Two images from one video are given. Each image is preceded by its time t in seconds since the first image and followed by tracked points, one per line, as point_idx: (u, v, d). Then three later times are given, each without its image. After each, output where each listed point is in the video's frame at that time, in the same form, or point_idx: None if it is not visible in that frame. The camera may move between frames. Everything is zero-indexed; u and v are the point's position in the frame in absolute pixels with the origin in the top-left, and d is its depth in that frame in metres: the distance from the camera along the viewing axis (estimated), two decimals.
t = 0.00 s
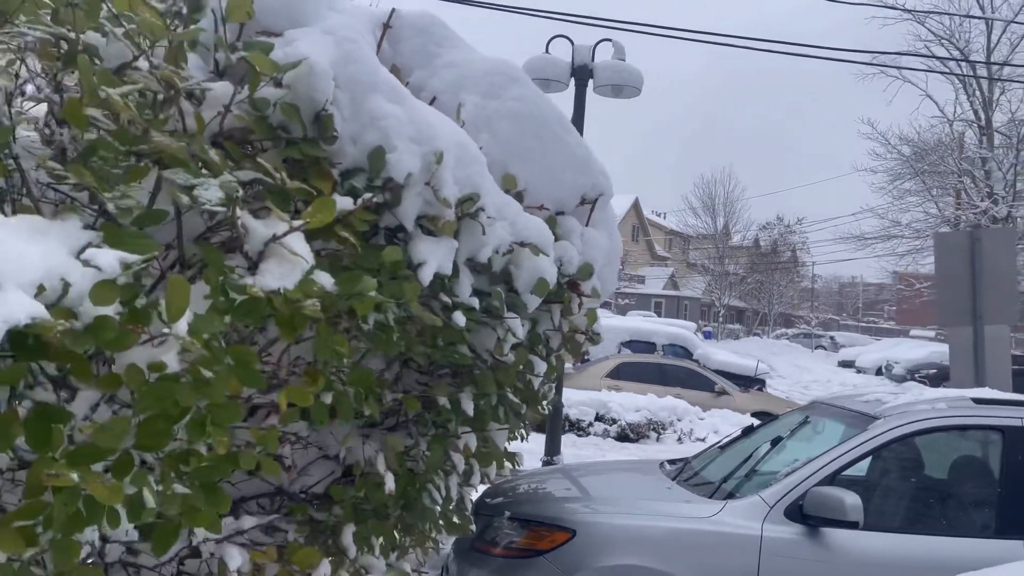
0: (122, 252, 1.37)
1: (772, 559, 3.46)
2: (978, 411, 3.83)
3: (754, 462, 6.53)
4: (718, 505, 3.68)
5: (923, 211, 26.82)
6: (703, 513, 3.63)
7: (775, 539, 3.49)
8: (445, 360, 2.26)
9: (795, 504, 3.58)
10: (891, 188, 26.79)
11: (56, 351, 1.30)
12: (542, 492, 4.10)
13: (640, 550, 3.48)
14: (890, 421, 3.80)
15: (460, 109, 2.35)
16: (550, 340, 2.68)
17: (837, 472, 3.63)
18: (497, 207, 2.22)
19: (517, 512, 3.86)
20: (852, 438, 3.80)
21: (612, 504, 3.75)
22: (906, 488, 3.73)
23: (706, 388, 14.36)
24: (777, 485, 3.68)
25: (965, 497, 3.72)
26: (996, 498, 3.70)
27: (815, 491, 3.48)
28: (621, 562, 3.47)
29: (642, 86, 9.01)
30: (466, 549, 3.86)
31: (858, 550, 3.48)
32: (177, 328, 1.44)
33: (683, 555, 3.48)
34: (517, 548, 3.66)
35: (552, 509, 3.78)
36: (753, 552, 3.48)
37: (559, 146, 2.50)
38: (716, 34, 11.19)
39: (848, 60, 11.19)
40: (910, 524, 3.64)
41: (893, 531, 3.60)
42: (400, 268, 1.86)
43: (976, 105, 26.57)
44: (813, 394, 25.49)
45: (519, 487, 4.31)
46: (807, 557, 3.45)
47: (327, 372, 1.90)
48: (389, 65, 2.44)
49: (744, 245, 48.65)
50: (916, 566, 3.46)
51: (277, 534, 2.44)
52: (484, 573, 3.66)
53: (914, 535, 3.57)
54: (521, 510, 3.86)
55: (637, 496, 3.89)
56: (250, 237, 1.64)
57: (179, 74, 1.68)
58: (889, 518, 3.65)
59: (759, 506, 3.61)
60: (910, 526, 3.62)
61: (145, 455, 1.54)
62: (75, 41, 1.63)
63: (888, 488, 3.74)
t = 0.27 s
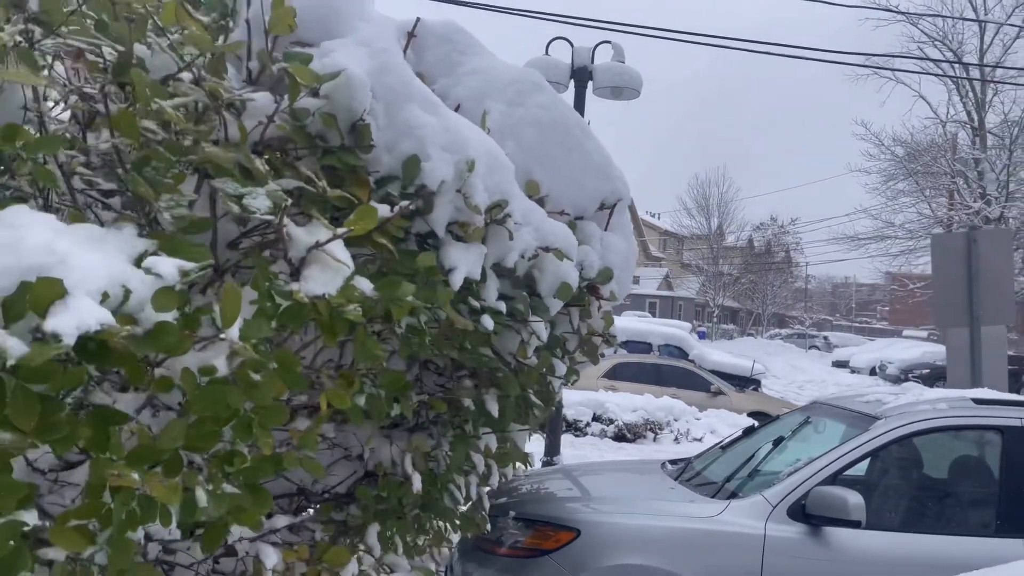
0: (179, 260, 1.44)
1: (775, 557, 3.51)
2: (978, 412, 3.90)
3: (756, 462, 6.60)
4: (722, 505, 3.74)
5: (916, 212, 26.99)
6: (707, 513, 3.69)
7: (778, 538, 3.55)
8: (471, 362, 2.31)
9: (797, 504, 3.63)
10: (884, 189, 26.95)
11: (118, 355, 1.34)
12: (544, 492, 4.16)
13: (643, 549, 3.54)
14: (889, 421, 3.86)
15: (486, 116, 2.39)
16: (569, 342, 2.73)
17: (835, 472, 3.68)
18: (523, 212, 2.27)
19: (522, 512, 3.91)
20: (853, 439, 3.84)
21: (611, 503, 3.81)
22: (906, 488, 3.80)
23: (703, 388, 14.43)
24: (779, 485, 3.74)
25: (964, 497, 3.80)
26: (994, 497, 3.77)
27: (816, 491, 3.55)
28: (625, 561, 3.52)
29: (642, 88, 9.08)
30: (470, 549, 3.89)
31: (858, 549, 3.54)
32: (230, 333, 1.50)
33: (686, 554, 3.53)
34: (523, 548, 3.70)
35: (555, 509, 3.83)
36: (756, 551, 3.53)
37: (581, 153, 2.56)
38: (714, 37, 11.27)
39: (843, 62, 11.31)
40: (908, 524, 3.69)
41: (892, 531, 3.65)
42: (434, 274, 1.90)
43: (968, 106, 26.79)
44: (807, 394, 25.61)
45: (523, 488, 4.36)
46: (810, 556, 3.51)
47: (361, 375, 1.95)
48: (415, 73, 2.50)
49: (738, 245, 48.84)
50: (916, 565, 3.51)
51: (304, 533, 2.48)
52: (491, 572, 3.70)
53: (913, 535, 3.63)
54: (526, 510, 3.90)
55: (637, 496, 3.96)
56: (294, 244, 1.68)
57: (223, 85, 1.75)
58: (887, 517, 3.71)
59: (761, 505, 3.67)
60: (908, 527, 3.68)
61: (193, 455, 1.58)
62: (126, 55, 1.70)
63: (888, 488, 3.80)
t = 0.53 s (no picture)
0: (197, 258, 1.47)
1: (770, 554, 3.56)
2: (972, 411, 3.95)
3: (750, 461, 6.65)
4: (717, 503, 3.79)
5: (907, 212, 27.16)
6: (703, 510, 3.74)
7: (774, 535, 3.59)
8: (475, 360, 2.34)
9: (792, 501, 3.69)
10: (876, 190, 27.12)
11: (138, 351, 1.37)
12: (539, 490, 4.20)
13: (639, 547, 3.59)
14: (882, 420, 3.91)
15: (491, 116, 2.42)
16: (570, 341, 2.76)
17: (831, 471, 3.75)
18: (528, 212, 2.30)
19: (518, 510, 3.94)
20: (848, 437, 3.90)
21: (606, 502, 3.86)
22: (899, 486, 3.85)
23: (696, 388, 14.50)
24: (774, 483, 3.79)
25: (957, 495, 3.84)
26: (987, 495, 3.82)
27: (811, 489, 3.61)
28: (622, 558, 3.57)
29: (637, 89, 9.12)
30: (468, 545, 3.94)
31: (851, 546, 3.58)
32: (246, 330, 1.52)
33: (683, 551, 3.58)
34: (521, 546, 3.73)
35: (551, 507, 3.87)
36: (751, 549, 3.57)
37: (584, 153, 2.59)
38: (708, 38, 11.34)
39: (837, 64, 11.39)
40: (901, 520, 3.74)
41: (885, 527, 3.70)
42: (442, 271, 1.94)
43: (960, 108, 26.97)
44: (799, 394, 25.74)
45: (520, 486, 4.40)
46: (804, 553, 3.55)
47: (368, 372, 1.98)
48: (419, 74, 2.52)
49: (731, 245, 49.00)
50: (909, 561, 3.56)
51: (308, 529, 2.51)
52: (488, 570, 3.73)
53: (906, 531, 3.68)
54: (523, 508, 3.94)
55: (634, 494, 4.00)
56: (305, 243, 1.72)
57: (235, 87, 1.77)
58: (881, 515, 3.76)
59: (756, 503, 3.72)
60: (902, 523, 3.72)
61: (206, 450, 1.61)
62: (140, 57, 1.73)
63: (881, 486, 3.86)
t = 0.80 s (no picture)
0: (169, 245, 1.49)
1: (754, 550, 3.59)
2: (954, 407, 3.94)
3: (735, 457, 6.70)
4: (702, 498, 3.82)
5: (896, 212, 27.33)
6: (688, 506, 3.76)
7: (757, 531, 3.62)
8: (453, 352, 2.36)
9: (776, 497, 3.71)
10: (865, 190, 27.29)
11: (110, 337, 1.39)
12: (525, 485, 4.22)
13: (625, 544, 3.61)
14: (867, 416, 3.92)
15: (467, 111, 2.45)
16: (549, 334, 2.79)
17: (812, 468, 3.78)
18: (505, 204, 2.33)
19: (505, 506, 3.96)
20: (831, 433, 3.90)
21: (592, 497, 3.88)
22: (882, 483, 3.86)
23: (685, 387, 14.55)
24: (758, 479, 3.81)
25: (940, 490, 3.84)
26: (969, 491, 3.81)
27: (794, 484, 3.62)
28: (609, 554, 3.59)
29: (625, 88, 9.15)
30: (456, 543, 3.97)
31: (833, 541, 3.61)
32: (218, 317, 1.53)
33: (667, 547, 3.61)
34: (508, 543, 3.76)
35: (538, 503, 3.88)
36: (735, 544, 3.60)
37: (561, 148, 2.62)
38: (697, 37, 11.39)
39: (826, 64, 11.44)
40: (884, 515, 3.76)
41: (867, 523, 3.72)
42: (418, 262, 1.96)
43: (948, 108, 27.14)
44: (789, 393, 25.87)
45: (507, 483, 4.42)
46: (787, 548, 3.59)
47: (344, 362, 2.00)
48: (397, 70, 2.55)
49: (721, 245, 49.17)
50: (890, 557, 3.59)
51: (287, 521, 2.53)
52: (474, 566, 3.78)
53: (887, 526, 3.70)
54: (511, 504, 3.96)
55: (619, 489, 4.02)
56: (279, 234, 1.74)
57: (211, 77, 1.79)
58: (864, 510, 3.78)
59: (740, 499, 3.74)
60: (883, 518, 3.75)
61: (180, 437, 1.63)
62: (116, 49, 1.74)
63: (863, 482, 3.87)
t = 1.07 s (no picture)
0: (127, 224, 1.53)
1: (730, 541, 3.55)
2: (926, 399, 3.88)
3: (714, 450, 6.77)
4: (680, 490, 3.76)
5: (883, 212, 27.57)
6: (665, 498, 3.71)
7: (733, 521, 3.58)
8: (420, 337, 2.40)
9: (753, 488, 3.66)
10: (852, 190, 27.50)
11: (69, 311, 1.44)
12: (510, 480, 4.19)
13: (606, 535, 3.55)
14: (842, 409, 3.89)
15: (432, 101, 2.54)
16: (517, 322, 2.84)
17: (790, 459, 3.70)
18: (469, 192, 2.38)
19: (485, 499, 3.96)
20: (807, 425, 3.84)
21: (576, 489, 3.82)
22: (860, 477, 3.78)
23: (672, 385, 14.64)
24: (735, 470, 3.75)
25: (916, 484, 3.77)
26: (943, 484, 3.76)
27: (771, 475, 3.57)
28: (586, 546, 3.54)
29: (609, 87, 9.22)
30: (438, 538, 3.99)
31: (810, 532, 3.57)
32: (177, 295, 1.57)
33: (644, 539, 3.55)
34: (486, 534, 3.76)
35: (518, 495, 3.86)
36: (713, 535, 3.56)
37: (527, 139, 2.68)
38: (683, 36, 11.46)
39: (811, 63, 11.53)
40: (861, 508, 3.70)
41: (845, 515, 3.66)
42: (379, 246, 2.01)
43: (934, 109, 27.37)
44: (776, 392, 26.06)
45: (488, 477, 4.46)
46: (763, 539, 3.55)
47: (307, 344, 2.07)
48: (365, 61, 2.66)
49: (710, 244, 49.40)
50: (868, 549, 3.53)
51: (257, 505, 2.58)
52: (455, 557, 3.78)
53: (864, 519, 3.64)
54: (490, 497, 3.95)
55: (604, 483, 3.97)
56: (240, 216, 1.78)
57: (174, 65, 1.85)
58: (841, 503, 3.71)
59: (718, 490, 3.69)
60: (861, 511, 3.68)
61: (143, 413, 1.68)
62: (80, 36, 1.79)
63: (844, 476, 3.78)
